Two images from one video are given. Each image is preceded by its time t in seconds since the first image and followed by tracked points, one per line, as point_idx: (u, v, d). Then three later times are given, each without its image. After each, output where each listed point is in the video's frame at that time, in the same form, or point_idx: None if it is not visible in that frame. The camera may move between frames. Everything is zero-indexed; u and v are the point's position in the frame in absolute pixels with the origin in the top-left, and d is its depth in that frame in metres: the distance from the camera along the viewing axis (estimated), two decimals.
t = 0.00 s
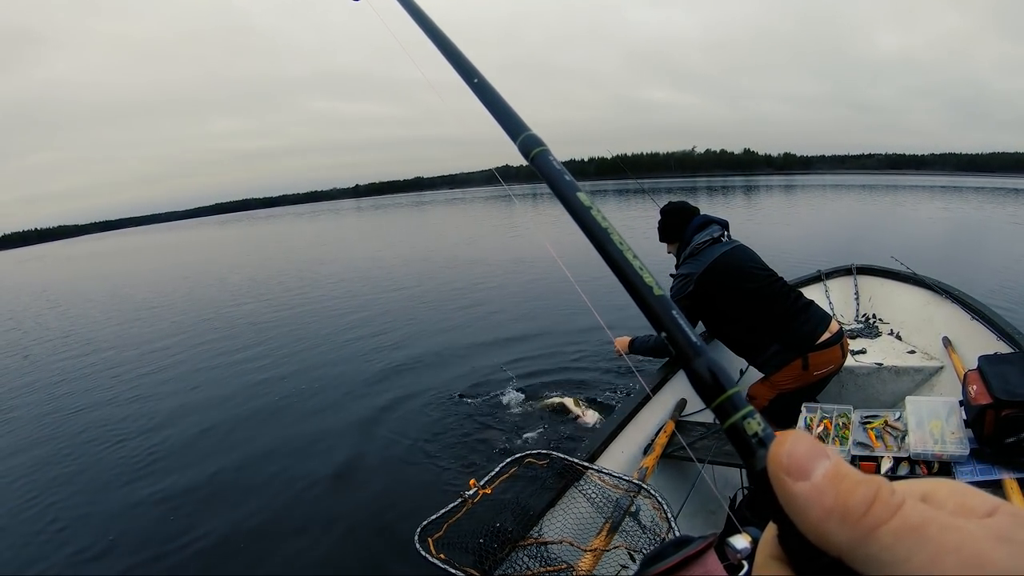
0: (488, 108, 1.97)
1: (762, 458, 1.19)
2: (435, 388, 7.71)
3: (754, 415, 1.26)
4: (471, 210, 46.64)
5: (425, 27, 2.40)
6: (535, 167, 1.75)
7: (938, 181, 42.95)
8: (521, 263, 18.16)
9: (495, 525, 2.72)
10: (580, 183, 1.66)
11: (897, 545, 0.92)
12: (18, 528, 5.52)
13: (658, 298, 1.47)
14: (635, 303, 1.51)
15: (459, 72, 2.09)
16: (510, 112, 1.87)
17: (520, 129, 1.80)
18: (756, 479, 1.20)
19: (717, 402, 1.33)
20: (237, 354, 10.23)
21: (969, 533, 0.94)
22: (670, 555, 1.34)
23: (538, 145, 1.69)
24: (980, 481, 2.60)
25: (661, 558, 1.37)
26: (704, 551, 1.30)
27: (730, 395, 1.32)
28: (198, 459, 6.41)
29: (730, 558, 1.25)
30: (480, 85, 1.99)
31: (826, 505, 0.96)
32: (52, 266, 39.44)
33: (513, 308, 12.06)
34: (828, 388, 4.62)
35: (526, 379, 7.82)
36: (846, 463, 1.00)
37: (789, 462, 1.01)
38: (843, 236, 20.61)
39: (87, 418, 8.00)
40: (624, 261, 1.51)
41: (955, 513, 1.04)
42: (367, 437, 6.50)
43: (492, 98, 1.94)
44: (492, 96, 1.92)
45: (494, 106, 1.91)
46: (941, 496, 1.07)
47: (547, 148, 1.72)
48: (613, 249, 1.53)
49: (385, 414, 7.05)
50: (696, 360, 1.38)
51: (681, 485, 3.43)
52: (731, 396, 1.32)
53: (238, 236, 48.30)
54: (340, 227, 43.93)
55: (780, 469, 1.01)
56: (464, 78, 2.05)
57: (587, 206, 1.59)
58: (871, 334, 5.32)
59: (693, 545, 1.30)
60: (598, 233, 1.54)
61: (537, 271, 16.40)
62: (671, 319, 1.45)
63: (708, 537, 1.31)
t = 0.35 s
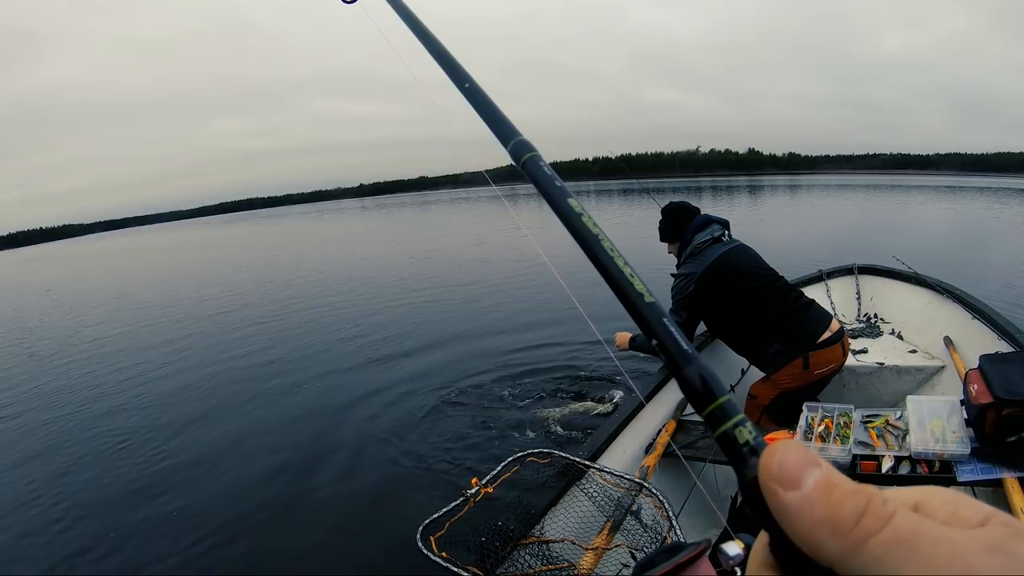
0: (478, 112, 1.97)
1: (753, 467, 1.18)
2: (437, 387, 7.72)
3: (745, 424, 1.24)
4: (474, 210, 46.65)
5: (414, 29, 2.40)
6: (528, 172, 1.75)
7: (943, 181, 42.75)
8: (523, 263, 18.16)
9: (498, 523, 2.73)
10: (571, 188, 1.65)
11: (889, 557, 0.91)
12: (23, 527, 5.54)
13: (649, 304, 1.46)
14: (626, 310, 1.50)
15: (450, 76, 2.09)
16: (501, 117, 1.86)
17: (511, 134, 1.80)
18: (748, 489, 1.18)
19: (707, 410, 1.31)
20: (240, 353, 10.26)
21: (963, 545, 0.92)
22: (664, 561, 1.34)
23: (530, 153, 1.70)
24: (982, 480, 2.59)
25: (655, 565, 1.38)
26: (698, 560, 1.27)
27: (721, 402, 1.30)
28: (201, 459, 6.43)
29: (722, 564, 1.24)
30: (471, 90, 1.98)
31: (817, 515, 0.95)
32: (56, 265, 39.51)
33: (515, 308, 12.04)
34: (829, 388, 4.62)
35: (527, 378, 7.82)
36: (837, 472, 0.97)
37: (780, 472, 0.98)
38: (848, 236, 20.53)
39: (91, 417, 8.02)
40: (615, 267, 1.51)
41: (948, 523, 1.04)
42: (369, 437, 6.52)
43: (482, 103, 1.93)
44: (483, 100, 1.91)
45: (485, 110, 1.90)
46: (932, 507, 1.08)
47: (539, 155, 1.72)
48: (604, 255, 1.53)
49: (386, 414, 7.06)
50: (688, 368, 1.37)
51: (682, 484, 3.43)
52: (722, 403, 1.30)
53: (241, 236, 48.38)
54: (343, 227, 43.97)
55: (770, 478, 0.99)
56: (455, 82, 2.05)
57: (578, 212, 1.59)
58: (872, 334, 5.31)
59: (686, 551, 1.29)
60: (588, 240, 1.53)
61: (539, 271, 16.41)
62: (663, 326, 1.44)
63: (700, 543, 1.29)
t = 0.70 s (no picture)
0: (483, 111, 1.97)
1: (753, 454, 1.15)
2: (440, 387, 7.74)
3: (745, 413, 1.22)
4: (478, 209, 46.63)
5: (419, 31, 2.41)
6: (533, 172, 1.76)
7: (950, 181, 42.47)
8: (527, 262, 18.14)
9: (501, 522, 2.73)
10: (575, 186, 1.66)
11: (882, 542, 0.91)
12: (32, 527, 5.59)
13: (650, 298, 1.46)
14: (627, 303, 1.50)
15: (454, 77, 2.10)
16: (505, 117, 1.87)
17: (516, 134, 1.80)
18: (748, 477, 1.15)
19: (708, 398, 1.30)
20: (245, 352, 10.29)
21: (955, 534, 0.92)
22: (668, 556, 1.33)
23: (536, 153, 1.71)
24: (985, 480, 2.59)
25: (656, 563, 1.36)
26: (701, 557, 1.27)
27: (722, 391, 1.29)
28: (207, 460, 6.47)
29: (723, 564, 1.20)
30: (476, 92, 1.99)
31: (812, 502, 0.94)
32: (63, 264, 39.65)
33: (519, 307, 12.02)
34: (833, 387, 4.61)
35: (530, 377, 7.82)
36: (835, 459, 0.96)
37: (777, 459, 0.98)
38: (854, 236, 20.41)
39: (98, 417, 8.07)
40: (618, 263, 1.51)
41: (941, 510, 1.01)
42: (372, 436, 6.54)
43: (486, 102, 1.94)
44: (487, 100, 1.92)
45: (489, 109, 1.91)
46: (927, 495, 1.06)
47: (544, 155, 1.73)
48: (607, 251, 1.53)
49: (390, 414, 7.07)
50: (689, 359, 1.37)
51: (686, 484, 3.43)
52: (721, 392, 1.29)
53: (247, 235, 48.51)
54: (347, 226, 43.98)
55: (769, 465, 0.98)
56: (460, 83, 2.06)
57: (581, 210, 1.60)
58: (876, 333, 5.30)
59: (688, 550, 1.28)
60: (592, 235, 1.54)
61: (543, 270, 16.40)
62: (664, 319, 1.44)
63: (703, 541, 1.28)
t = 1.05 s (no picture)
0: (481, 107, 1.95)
1: (755, 466, 1.17)
2: (443, 385, 7.76)
3: (748, 422, 1.23)
4: (482, 207, 46.59)
5: (418, 26, 2.39)
6: (533, 170, 1.75)
7: (960, 180, 42.03)
8: (531, 260, 18.12)
9: (505, 521, 2.74)
10: (576, 187, 1.64)
11: (889, 555, 0.93)
12: (41, 525, 5.64)
13: (652, 302, 1.45)
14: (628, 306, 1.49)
15: (454, 73, 2.07)
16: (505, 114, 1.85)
17: (516, 132, 1.79)
18: (751, 487, 1.16)
19: (709, 408, 1.30)
20: (250, 351, 10.33)
21: (964, 546, 0.94)
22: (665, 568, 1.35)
23: (535, 149, 1.70)
24: (990, 480, 2.57)
25: None
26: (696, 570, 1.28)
27: (723, 401, 1.29)
28: (212, 457, 6.50)
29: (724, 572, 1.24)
30: (476, 87, 1.97)
31: (820, 514, 0.94)
32: (70, 261, 39.87)
33: (522, 305, 12.01)
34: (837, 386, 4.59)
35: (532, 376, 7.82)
36: (842, 470, 0.97)
37: (784, 470, 0.96)
38: (861, 235, 20.24)
39: (105, 415, 8.11)
40: (620, 266, 1.50)
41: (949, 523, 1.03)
42: (377, 434, 6.55)
43: (486, 99, 1.92)
44: (486, 97, 1.90)
45: (488, 106, 1.89)
46: (935, 508, 1.06)
47: (545, 154, 1.72)
48: (609, 256, 1.52)
49: (394, 412, 7.08)
50: (691, 366, 1.36)
51: (689, 484, 3.43)
52: (724, 402, 1.29)
53: (252, 232, 48.66)
54: (351, 224, 44.03)
55: (774, 476, 0.97)
56: (459, 80, 2.03)
57: (583, 211, 1.59)
58: (880, 332, 5.27)
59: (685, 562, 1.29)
60: (593, 237, 1.53)
61: (547, 268, 16.36)
62: (666, 322, 1.42)
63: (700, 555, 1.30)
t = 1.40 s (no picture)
0: (514, 84, 1.91)
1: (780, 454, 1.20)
2: (447, 383, 7.77)
3: (771, 412, 1.25)
4: (487, 204, 46.58)
5: None
6: (563, 149, 1.69)
7: (968, 178, 41.60)
8: (536, 257, 18.09)
9: (509, 521, 2.74)
10: (609, 168, 1.60)
11: (899, 554, 0.92)
12: (52, 524, 5.69)
13: (681, 287, 1.43)
14: (656, 289, 1.46)
15: (488, 49, 2.03)
16: (537, 89, 1.79)
17: (546, 105, 1.70)
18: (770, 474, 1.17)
19: (733, 395, 1.30)
20: (254, 349, 10.37)
21: (976, 548, 0.94)
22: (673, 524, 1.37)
23: (566, 127, 1.63)
24: (997, 481, 2.55)
25: (664, 528, 1.37)
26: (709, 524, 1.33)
27: (748, 388, 1.29)
28: (219, 456, 6.53)
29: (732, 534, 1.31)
30: (508, 61, 1.91)
31: (833, 512, 0.94)
32: (79, 257, 40.15)
33: (527, 302, 12.00)
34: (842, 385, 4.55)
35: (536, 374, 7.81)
36: (854, 468, 0.97)
37: (799, 466, 0.95)
38: (868, 233, 20.05)
39: (113, 413, 8.17)
40: (650, 248, 1.46)
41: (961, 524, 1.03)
42: (382, 433, 6.57)
43: (519, 77, 1.87)
44: (521, 73, 1.85)
45: (523, 83, 1.83)
46: (948, 506, 1.08)
47: (575, 131, 1.66)
48: (639, 237, 1.48)
49: (399, 410, 7.10)
50: (716, 351, 1.35)
51: (694, 484, 3.42)
52: (749, 389, 1.29)
53: (259, 229, 48.78)
54: (357, 221, 44.14)
55: (787, 472, 0.97)
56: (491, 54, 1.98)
57: (614, 191, 1.55)
58: (886, 330, 5.23)
59: (697, 517, 1.34)
60: (625, 217, 1.48)
61: (551, 265, 16.33)
62: (694, 308, 1.40)
63: (712, 512, 1.34)
